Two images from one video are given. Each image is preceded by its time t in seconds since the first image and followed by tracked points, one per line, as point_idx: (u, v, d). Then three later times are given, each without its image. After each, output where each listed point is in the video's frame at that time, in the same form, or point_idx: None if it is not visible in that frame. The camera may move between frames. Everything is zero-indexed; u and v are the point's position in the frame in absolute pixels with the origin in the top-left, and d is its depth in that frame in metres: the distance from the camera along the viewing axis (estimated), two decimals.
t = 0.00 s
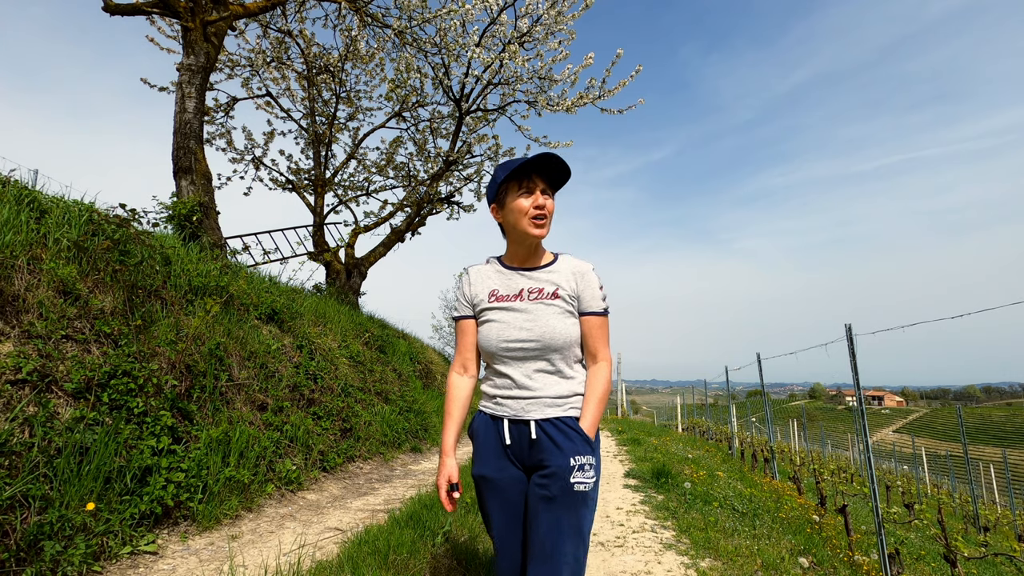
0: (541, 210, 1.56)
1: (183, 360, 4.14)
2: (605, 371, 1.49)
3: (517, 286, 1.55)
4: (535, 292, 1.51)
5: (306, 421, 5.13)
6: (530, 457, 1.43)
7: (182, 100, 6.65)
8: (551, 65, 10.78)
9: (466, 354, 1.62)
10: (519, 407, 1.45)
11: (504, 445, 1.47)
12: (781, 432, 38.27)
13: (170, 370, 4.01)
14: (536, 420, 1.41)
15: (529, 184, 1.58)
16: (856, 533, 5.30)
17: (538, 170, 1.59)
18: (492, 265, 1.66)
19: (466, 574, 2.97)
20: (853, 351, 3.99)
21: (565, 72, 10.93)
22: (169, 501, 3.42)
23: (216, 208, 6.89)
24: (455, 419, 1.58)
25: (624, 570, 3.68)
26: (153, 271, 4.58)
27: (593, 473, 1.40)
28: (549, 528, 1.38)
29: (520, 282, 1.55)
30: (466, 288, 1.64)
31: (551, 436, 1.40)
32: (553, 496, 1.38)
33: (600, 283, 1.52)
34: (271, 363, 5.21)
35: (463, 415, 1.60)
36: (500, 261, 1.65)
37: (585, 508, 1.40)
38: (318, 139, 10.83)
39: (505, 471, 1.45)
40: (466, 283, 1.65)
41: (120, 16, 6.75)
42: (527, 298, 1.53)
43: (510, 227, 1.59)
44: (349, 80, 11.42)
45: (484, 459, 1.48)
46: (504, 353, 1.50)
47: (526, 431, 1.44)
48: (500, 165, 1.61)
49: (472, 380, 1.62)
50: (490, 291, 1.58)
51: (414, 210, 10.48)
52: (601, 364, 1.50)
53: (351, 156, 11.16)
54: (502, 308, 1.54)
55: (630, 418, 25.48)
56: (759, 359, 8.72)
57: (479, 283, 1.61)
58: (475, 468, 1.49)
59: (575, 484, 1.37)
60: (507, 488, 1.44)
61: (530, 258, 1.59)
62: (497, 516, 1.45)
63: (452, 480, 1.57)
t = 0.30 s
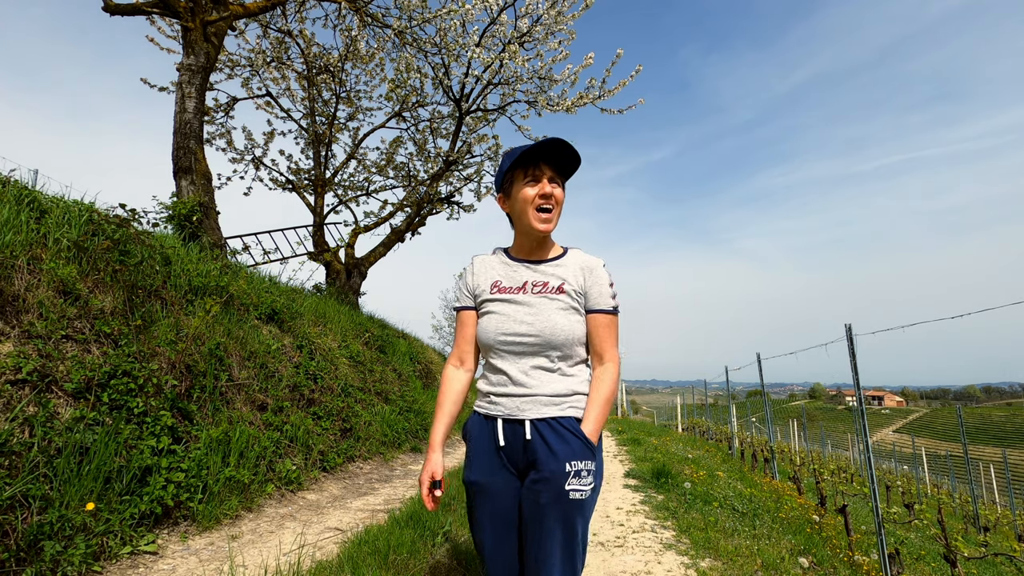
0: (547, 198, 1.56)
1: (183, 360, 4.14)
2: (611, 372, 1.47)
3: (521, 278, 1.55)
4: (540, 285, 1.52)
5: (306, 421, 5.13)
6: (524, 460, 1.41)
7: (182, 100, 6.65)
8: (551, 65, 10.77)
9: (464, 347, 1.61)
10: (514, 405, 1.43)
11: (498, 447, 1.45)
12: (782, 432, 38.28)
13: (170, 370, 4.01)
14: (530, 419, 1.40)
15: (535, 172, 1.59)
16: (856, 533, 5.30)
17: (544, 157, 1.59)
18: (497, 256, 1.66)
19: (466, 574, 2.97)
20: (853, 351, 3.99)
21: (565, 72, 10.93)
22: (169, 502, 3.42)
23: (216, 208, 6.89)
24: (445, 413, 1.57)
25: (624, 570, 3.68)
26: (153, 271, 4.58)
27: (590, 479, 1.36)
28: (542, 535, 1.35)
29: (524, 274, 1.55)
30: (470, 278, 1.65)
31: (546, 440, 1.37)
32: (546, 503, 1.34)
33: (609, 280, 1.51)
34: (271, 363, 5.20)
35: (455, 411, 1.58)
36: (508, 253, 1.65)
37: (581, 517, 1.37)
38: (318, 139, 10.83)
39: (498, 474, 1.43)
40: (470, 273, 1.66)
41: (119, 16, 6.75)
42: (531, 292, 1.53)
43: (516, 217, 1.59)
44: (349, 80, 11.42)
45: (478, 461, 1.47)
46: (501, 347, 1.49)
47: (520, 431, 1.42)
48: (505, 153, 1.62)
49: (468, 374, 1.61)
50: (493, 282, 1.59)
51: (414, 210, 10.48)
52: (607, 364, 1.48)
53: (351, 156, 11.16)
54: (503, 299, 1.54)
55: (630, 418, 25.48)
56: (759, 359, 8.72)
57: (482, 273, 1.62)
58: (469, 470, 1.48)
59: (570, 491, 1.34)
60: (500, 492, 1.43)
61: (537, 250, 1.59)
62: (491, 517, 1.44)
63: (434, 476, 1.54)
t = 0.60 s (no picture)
0: (570, 196, 1.54)
1: (183, 360, 4.14)
2: (627, 380, 1.50)
3: (540, 276, 1.52)
4: (561, 285, 1.50)
5: (306, 421, 5.13)
6: (537, 466, 1.35)
7: (182, 100, 6.65)
8: (551, 65, 10.77)
9: (469, 343, 1.55)
10: (528, 406, 1.39)
11: (508, 451, 1.37)
12: (781, 432, 38.29)
13: (170, 370, 4.01)
14: (547, 422, 1.36)
15: (558, 169, 1.57)
16: (856, 533, 5.30)
17: (568, 154, 1.57)
18: (513, 251, 1.62)
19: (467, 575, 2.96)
20: (853, 351, 4.00)
21: (565, 72, 10.93)
22: (169, 502, 3.42)
23: (216, 208, 6.89)
24: (444, 409, 1.49)
25: (624, 570, 3.68)
26: (153, 271, 4.58)
27: (608, 487, 1.36)
28: (554, 543, 1.34)
29: (544, 272, 1.53)
30: (482, 271, 1.59)
31: (566, 447, 1.33)
32: (564, 512, 1.32)
33: (628, 286, 1.55)
34: (271, 363, 5.20)
35: (454, 409, 1.51)
36: (524, 248, 1.63)
37: (594, 524, 1.36)
38: (318, 139, 10.83)
39: (506, 478, 1.37)
40: (483, 266, 1.60)
41: (120, 16, 6.75)
42: (549, 290, 1.51)
43: (538, 213, 1.57)
44: (350, 80, 11.42)
45: (479, 465, 1.37)
46: (517, 343, 1.44)
47: (532, 433, 1.37)
48: (528, 147, 1.59)
49: (472, 372, 1.55)
50: (508, 277, 1.54)
51: (414, 210, 10.48)
52: (623, 372, 1.51)
53: (351, 156, 11.15)
54: (520, 295, 1.49)
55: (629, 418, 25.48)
56: (759, 360, 8.73)
57: (497, 267, 1.57)
58: (466, 473, 1.37)
59: (589, 501, 1.33)
60: (506, 498, 1.36)
61: (558, 249, 1.59)
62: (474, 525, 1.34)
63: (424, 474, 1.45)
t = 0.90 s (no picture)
0: (579, 195, 1.54)
1: (183, 360, 4.14)
2: (628, 384, 1.57)
3: (549, 278, 1.50)
4: (571, 289, 1.50)
5: (306, 421, 5.13)
6: (550, 468, 1.35)
7: (182, 100, 6.65)
8: (551, 65, 10.77)
9: (474, 342, 1.47)
10: (540, 410, 1.38)
11: (519, 453, 1.36)
12: (782, 432, 38.30)
13: (170, 370, 4.01)
14: (559, 425, 1.36)
15: (568, 167, 1.56)
16: (856, 533, 5.30)
17: (578, 153, 1.57)
18: (517, 249, 1.59)
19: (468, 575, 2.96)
20: (853, 351, 4.00)
21: (565, 72, 10.93)
22: (169, 502, 3.42)
23: (216, 208, 6.89)
24: (450, 411, 1.42)
25: (624, 570, 3.68)
26: (153, 271, 4.58)
27: (618, 488, 1.39)
28: (564, 544, 1.34)
29: (553, 274, 1.51)
30: (487, 268, 1.52)
31: (581, 449, 1.35)
32: (578, 514, 1.33)
33: (632, 292, 1.59)
34: (271, 362, 5.20)
35: (459, 411, 1.44)
36: (527, 245, 1.61)
37: (604, 525, 1.38)
38: (318, 139, 10.83)
39: (516, 479, 1.36)
40: (488, 263, 1.53)
41: (119, 16, 6.74)
42: (558, 293, 1.50)
43: (546, 211, 1.56)
44: (349, 80, 11.41)
45: (489, 466, 1.35)
46: (528, 347, 1.42)
47: (544, 436, 1.36)
48: (536, 144, 1.57)
49: (475, 372, 1.48)
50: (516, 278, 1.50)
51: (414, 210, 10.48)
52: (621, 375, 1.57)
53: (351, 156, 11.15)
54: (529, 297, 1.46)
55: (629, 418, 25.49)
56: (759, 359, 8.71)
57: (504, 266, 1.51)
58: (475, 472, 1.34)
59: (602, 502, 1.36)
60: (516, 498, 1.36)
61: (566, 248, 1.58)
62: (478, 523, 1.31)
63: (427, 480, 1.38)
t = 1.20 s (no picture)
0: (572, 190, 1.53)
1: (183, 360, 4.14)
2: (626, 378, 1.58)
3: (544, 275, 1.48)
4: (566, 284, 1.48)
5: (306, 421, 5.13)
6: (551, 472, 1.35)
7: (182, 100, 6.65)
8: (551, 66, 10.77)
9: (472, 345, 1.47)
10: (540, 412, 1.38)
11: (520, 455, 1.36)
12: (782, 432, 38.29)
13: (170, 370, 4.01)
14: (559, 428, 1.36)
15: (561, 163, 1.56)
16: (856, 533, 5.30)
17: (571, 149, 1.57)
18: (509, 245, 1.55)
19: None
20: (853, 351, 4.00)
21: (565, 72, 10.93)
22: (169, 502, 3.42)
23: (216, 208, 6.89)
24: (455, 416, 1.42)
25: (624, 570, 3.68)
26: (153, 271, 4.58)
27: (620, 492, 1.38)
28: (566, 547, 1.34)
29: (548, 271, 1.49)
30: (480, 267, 1.50)
31: (582, 451, 1.34)
32: (579, 517, 1.33)
33: (631, 283, 1.57)
34: (271, 362, 5.20)
35: (463, 415, 1.44)
36: (520, 241, 1.58)
37: (607, 530, 1.38)
38: (318, 139, 10.83)
39: (517, 483, 1.36)
40: (481, 261, 1.51)
41: (120, 16, 6.75)
42: (554, 289, 1.47)
43: (539, 207, 1.55)
44: (349, 80, 11.40)
45: (489, 472, 1.35)
46: (525, 349, 1.41)
47: (545, 439, 1.36)
48: (529, 140, 1.56)
49: (476, 374, 1.48)
50: (510, 276, 1.48)
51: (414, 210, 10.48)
52: (620, 371, 1.58)
53: (351, 156, 11.15)
54: (524, 297, 1.45)
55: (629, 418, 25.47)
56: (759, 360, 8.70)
57: (497, 264, 1.49)
58: (475, 482, 1.35)
59: (604, 505, 1.35)
60: (518, 501, 1.36)
61: (560, 244, 1.56)
62: (479, 531, 1.31)
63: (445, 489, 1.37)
